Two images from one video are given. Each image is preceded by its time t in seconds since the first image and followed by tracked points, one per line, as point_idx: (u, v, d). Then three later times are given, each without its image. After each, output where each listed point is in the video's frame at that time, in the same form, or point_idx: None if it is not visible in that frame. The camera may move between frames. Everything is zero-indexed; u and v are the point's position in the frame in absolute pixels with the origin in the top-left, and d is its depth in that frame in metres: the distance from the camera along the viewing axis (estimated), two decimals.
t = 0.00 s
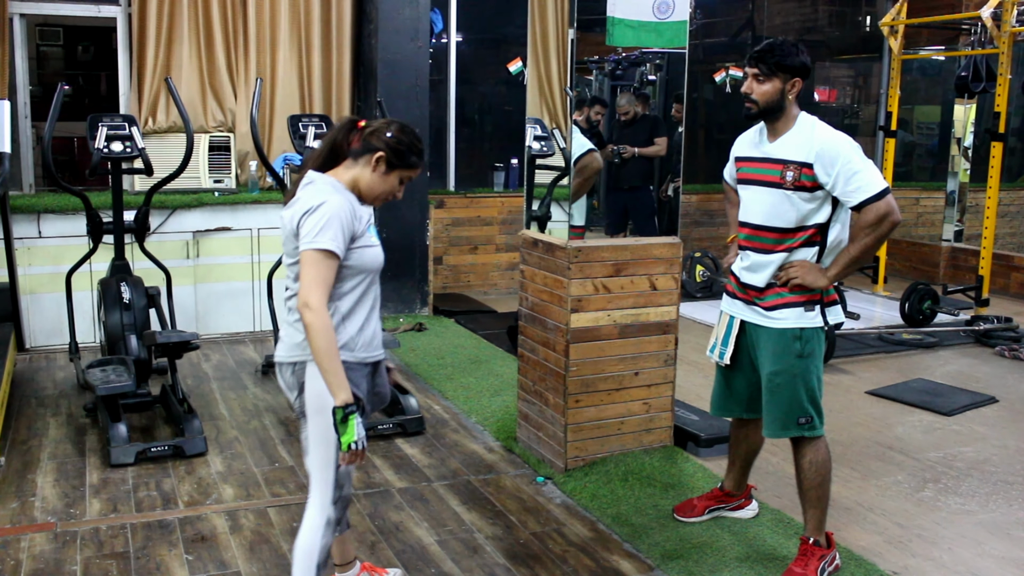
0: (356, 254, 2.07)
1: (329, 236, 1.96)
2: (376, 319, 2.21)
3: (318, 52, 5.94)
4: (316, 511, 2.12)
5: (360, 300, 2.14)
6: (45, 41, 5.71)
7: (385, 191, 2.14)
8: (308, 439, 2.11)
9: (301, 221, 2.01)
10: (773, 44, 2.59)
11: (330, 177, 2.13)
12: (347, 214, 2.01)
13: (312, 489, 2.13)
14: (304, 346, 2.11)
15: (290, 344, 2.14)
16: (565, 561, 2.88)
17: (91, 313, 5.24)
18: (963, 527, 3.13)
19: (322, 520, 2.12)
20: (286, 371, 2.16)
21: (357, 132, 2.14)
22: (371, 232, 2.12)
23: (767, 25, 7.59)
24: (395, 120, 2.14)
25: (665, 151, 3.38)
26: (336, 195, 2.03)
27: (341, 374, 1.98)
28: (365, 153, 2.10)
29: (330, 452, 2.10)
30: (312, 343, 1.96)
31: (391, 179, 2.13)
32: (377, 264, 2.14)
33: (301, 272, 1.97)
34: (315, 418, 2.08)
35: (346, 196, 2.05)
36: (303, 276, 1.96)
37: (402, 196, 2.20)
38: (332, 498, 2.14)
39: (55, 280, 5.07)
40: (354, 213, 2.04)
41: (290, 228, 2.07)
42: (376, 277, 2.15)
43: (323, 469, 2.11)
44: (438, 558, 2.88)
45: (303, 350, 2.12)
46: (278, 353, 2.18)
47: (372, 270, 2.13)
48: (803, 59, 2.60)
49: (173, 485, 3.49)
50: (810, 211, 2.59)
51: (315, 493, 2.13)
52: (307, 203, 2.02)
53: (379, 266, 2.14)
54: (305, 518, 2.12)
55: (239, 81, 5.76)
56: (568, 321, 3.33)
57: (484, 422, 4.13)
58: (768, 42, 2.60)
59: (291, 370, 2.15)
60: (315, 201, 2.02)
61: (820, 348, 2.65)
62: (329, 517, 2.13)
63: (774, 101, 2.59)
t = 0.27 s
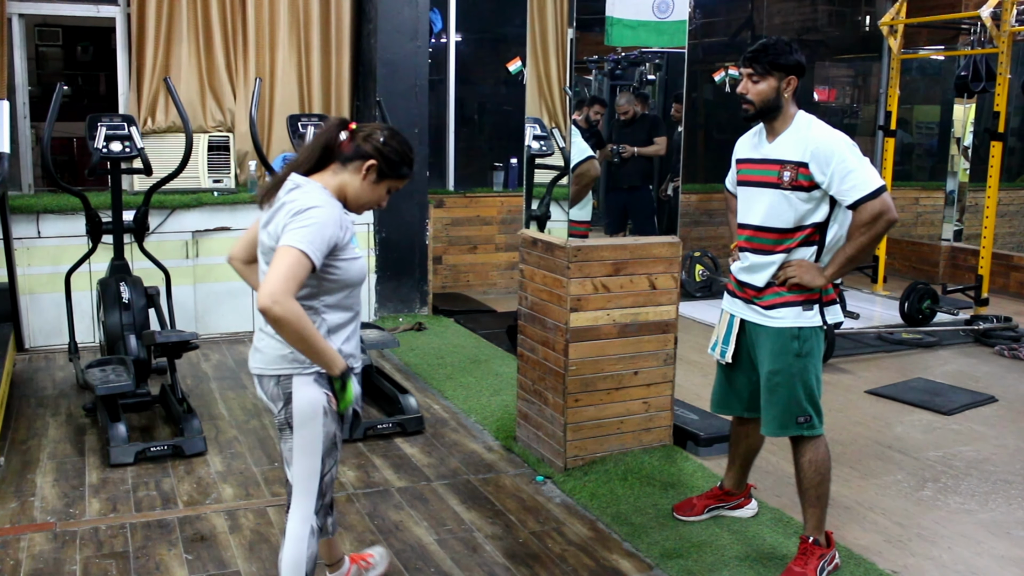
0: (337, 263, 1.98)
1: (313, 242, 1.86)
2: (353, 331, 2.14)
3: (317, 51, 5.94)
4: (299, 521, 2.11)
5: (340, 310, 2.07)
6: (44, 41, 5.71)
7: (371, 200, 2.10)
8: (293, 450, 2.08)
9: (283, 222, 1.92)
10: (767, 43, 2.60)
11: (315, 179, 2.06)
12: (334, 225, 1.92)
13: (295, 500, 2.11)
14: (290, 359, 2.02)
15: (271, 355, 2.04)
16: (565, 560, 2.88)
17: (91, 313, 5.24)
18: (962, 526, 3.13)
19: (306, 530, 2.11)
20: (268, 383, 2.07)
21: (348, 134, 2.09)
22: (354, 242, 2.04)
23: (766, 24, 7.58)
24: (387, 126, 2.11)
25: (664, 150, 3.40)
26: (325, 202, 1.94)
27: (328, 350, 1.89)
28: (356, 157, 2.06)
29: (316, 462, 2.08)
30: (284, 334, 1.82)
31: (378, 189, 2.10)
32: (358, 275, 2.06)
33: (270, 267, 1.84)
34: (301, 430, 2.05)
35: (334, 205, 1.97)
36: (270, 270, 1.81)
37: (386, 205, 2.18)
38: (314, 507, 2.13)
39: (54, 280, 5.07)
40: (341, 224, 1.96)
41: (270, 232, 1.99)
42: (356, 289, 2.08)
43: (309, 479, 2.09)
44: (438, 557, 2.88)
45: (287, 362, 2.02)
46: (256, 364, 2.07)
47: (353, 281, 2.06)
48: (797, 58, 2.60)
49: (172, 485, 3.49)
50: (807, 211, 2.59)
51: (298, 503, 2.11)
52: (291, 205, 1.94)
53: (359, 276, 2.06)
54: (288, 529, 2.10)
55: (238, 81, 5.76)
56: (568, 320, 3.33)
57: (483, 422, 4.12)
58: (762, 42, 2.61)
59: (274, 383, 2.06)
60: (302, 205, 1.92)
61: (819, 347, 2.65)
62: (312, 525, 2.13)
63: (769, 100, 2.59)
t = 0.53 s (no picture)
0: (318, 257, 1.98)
1: (289, 236, 1.87)
2: (343, 328, 2.13)
3: (316, 49, 5.93)
4: (292, 520, 2.11)
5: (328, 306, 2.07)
6: (43, 39, 5.71)
7: (357, 194, 2.09)
8: (287, 448, 2.09)
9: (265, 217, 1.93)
10: (764, 41, 2.60)
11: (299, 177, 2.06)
12: (313, 221, 1.92)
13: (289, 499, 2.11)
14: (283, 357, 2.02)
15: (264, 355, 2.04)
16: (565, 557, 2.88)
17: (91, 311, 5.24)
18: (962, 523, 3.14)
19: (300, 528, 2.11)
20: (262, 383, 2.07)
21: (330, 130, 2.08)
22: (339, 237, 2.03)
23: (766, 21, 7.57)
24: (370, 121, 2.10)
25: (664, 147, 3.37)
26: (306, 200, 1.94)
27: (299, 330, 1.90)
28: (339, 154, 2.05)
29: (310, 459, 2.09)
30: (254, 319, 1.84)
31: (363, 183, 2.09)
32: (344, 269, 2.05)
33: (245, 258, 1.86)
34: (296, 427, 2.06)
35: (316, 202, 1.97)
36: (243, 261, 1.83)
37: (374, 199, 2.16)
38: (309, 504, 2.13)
39: (55, 277, 5.08)
40: (322, 217, 1.96)
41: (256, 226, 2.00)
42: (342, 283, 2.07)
43: (303, 476, 2.10)
44: (438, 555, 2.88)
45: (280, 361, 2.03)
46: (249, 365, 2.08)
47: (338, 276, 2.04)
48: (794, 54, 2.60)
49: (173, 482, 3.49)
50: (806, 207, 2.59)
51: (292, 502, 2.11)
52: (274, 200, 1.95)
53: (345, 271, 2.05)
54: (282, 528, 2.10)
55: (237, 79, 5.75)
56: (567, 318, 3.33)
57: (484, 419, 4.13)
58: (758, 39, 2.60)
59: (267, 381, 2.06)
60: (284, 201, 1.93)
61: (820, 344, 2.65)
62: (305, 523, 2.13)
63: (768, 96, 2.59)
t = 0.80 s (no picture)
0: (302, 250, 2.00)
1: (273, 229, 1.89)
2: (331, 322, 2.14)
3: (318, 49, 5.93)
4: (300, 510, 2.12)
5: (314, 299, 2.07)
6: (44, 39, 5.71)
7: (345, 191, 2.10)
8: (283, 441, 2.09)
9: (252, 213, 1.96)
10: (765, 40, 2.58)
11: (286, 175, 2.08)
12: (297, 215, 1.94)
13: (294, 489, 2.11)
14: (269, 350, 2.04)
15: (251, 349, 2.06)
16: (566, 556, 2.88)
17: (93, 311, 5.24)
18: (964, 522, 3.13)
19: (307, 518, 2.11)
20: (250, 376, 2.09)
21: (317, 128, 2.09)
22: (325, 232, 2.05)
23: (767, 20, 7.57)
24: (355, 120, 2.11)
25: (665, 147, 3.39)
26: (291, 194, 1.97)
27: (286, 320, 1.94)
28: (326, 152, 2.06)
29: (308, 450, 2.10)
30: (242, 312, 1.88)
31: (351, 180, 2.10)
32: (329, 262, 2.06)
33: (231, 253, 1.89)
34: (288, 419, 2.07)
35: (301, 197, 1.99)
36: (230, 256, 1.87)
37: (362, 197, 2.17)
38: (314, 496, 2.13)
39: (56, 277, 5.08)
40: (307, 211, 1.98)
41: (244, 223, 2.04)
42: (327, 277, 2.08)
43: (304, 467, 2.10)
44: (440, 554, 2.88)
45: (266, 354, 2.05)
46: (239, 359, 2.10)
47: (323, 269, 2.05)
48: (796, 53, 2.59)
49: (174, 482, 3.49)
50: (807, 207, 2.58)
51: (298, 493, 2.11)
52: (261, 197, 1.98)
53: (330, 264, 2.06)
54: (290, 519, 2.11)
55: (238, 78, 5.75)
56: (568, 318, 3.33)
57: (485, 419, 4.13)
58: (760, 39, 2.59)
59: (256, 374, 2.08)
60: (269, 197, 1.96)
61: (821, 343, 2.64)
62: (313, 513, 2.13)
63: (770, 96, 2.58)
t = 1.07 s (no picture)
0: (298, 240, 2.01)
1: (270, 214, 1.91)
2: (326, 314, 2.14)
3: (319, 47, 5.93)
4: (302, 501, 2.10)
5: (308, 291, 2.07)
6: (46, 36, 5.72)
7: (336, 178, 2.13)
8: (280, 431, 2.10)
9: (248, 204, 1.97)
10: (766, 39, 2.59)
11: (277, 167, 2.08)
12: (292, 203, 1.96)
13: (295, 481, 2.10)
14: (260, 340, 2.07)
15: (246, 340, 2.09)
16: (566, 555, 2.89)
17: (93, 308, 5.24)
18: (964, 522, 3.13)
19: (311, 509, 2.10)
20: (245, 367, 2.13)
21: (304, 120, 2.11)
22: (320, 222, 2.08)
23: (768, 20, 7.56)
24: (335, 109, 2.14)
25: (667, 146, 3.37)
26: (284, 184, 1.99)
27: (292, 314, 1.92)
28: (313, 143, 2.09)
29: (305, 438, 2.09)
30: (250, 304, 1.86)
31: (340, 167, 2.13)
32: (322, 253, 2.07)
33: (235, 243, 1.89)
34: (282, 409, 2.08)
35: (294, 187, 2.01)
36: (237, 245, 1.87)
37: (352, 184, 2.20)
38: (315, 486, 2.12)
39: (57, 274, 5.09)
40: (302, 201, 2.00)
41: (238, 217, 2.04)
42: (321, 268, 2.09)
43: (304, 456, 2.10)
44: (439, 552, 2.88)
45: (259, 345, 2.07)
46: (234, 351, 2.14)
47: (317, 260, 2.06)
48: (796, 52, 2.59)
49: (174, 479, 3.49)
50: (807, 206, 2.58)
51: (299, 484, 2.10)
52: (255, 188, 1.99)
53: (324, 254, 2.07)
54: (292, 512, 2.09)
55: (240, 76, 5.75)
56: (569, 316, 3.33)
57: (485, 417, 4.13)
58: (760, 38, 2.59)
59: (249, 365, 2.11)
60: (262, 186, 1.98)
61: (822, 342, 2.64)
62: (316, 504, 2.12)
63: (771, 95, 2.58)
